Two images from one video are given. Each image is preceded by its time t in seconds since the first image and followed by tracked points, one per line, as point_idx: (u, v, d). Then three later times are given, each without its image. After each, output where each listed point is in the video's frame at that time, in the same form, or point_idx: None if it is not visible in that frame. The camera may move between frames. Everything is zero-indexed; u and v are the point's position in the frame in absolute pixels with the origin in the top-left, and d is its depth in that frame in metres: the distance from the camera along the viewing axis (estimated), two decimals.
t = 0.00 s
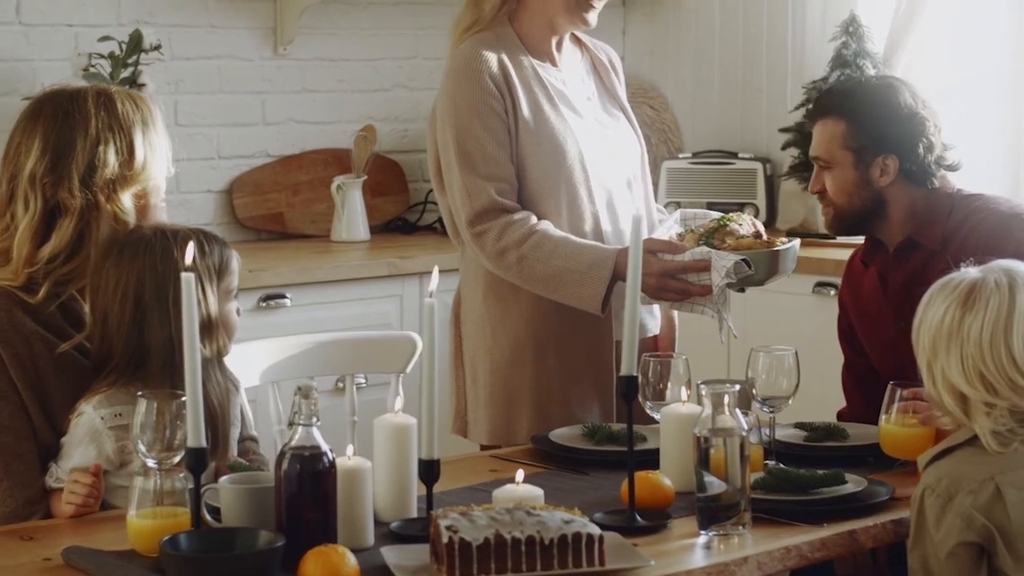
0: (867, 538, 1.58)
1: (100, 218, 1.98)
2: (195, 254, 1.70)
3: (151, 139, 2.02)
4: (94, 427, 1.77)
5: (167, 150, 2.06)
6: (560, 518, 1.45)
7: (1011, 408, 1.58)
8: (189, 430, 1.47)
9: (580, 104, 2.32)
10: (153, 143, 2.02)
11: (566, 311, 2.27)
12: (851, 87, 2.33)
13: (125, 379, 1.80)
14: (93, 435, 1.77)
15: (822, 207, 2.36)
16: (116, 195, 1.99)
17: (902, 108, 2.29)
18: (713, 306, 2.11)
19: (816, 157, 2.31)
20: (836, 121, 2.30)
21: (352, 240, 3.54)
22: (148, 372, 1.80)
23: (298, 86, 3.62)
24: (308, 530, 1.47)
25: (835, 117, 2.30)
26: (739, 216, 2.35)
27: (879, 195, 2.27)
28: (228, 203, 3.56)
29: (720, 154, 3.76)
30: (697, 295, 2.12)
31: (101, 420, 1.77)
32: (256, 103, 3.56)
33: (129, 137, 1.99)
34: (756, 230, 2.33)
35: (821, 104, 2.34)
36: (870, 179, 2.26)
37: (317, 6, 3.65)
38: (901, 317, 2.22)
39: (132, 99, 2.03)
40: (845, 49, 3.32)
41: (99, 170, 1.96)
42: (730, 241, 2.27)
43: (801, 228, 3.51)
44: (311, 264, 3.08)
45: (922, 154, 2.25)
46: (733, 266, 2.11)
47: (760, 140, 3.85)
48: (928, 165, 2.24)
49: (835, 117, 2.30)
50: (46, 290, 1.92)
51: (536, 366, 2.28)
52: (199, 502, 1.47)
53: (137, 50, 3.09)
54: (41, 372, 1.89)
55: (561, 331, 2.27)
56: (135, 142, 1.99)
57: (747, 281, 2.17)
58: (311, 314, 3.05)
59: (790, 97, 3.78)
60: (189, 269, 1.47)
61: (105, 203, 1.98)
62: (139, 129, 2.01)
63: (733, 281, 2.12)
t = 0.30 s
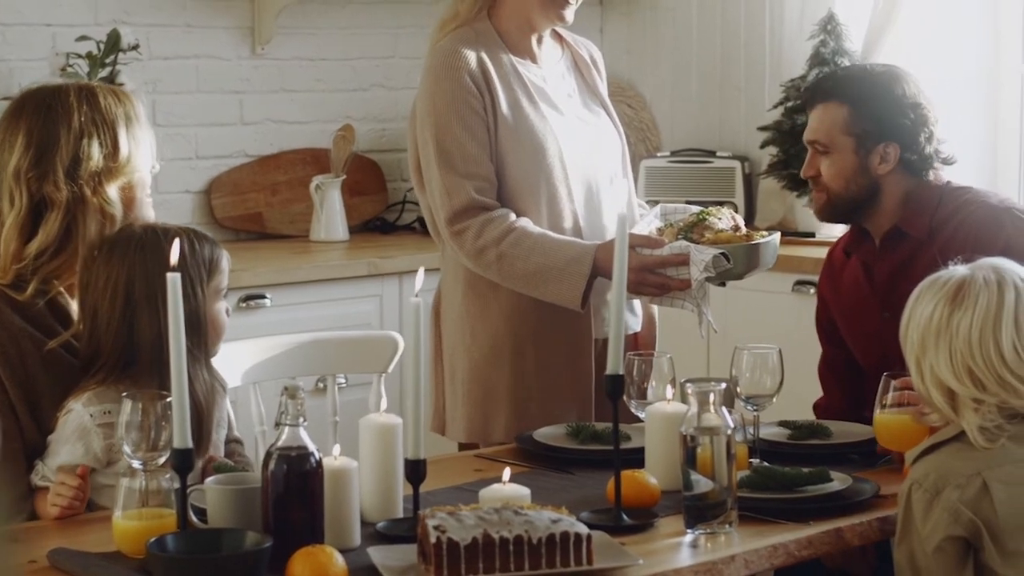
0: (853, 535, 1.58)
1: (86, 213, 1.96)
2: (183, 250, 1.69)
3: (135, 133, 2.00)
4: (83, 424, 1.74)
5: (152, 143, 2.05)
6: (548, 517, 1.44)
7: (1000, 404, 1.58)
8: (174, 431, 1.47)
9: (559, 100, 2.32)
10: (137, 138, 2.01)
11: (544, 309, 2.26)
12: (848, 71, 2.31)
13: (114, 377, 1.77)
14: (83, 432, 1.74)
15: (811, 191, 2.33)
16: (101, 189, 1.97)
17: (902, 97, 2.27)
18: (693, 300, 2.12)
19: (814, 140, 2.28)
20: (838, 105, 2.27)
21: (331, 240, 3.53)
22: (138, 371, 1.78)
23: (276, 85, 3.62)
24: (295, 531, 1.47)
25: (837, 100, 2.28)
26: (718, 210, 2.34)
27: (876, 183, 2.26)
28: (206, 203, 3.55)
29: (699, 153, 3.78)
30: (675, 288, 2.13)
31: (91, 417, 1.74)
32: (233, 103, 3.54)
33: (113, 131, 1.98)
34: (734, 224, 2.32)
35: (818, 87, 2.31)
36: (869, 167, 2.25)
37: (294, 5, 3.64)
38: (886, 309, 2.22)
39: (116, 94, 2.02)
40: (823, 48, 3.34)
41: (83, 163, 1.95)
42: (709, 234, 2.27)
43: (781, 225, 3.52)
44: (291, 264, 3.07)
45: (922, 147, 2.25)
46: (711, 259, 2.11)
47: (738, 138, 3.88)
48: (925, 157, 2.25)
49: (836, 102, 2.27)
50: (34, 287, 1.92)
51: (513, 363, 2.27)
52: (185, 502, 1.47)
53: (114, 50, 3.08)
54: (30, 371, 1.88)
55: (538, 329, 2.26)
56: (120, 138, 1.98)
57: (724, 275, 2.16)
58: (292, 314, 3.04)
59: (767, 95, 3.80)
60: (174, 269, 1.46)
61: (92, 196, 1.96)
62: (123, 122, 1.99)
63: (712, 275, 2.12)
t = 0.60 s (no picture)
0: (825, 549, 1.58)
1: (61, 218, 1.91)
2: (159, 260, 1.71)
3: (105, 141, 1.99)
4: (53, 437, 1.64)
5: (123, 152, 2.03)
6: (520, 532, 1.42)
7: (970, 417, 1.59)
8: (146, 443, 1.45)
9: (526, 108, 2.32)
10: (109, 145, 1.99)
11: (510, 320, 2.25)
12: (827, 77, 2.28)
13: (88, 390, 1.75)
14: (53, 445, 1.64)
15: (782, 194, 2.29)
16: (76, 194, 1.93)
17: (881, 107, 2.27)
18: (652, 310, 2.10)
19: (797, 145, 2.24)
20: (823, 112, 2.24)
21: (296, 253, 3.52)
22: (113, 385, 1.77)
23: (241, 98, 3.61)
24: (267, 546, 1.46)
25: (822, 107, 2.24)
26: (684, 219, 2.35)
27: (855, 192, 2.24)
28: (170, 217, 3.54)
29: (664, 167, 3.82)
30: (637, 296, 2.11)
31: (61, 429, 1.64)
32: (198, 116, 3.53)
33: (86, 139, 1.95)
34: (699, 231, 2.33)
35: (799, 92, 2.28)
36: (853, 177, 2.23)
37: (259, 18, 3.64)
38: (855, 321, 2.22)
39: (89, 103, 2.00)
40: (789, 63, 3.38)
41: (56, 168, 1.90)
42: (671, 241, 2.27)
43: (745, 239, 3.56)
44: (258, 277, 3.07)
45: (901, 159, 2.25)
46: (672, 266, 2.08)
47: (703, 153, 3.93)
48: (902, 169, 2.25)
49: (822, 109, 2.24)
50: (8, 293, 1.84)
51: (479, 373, 2.26)
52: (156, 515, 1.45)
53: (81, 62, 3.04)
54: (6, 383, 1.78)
55: (505, 339, 2.26)
56: (92, 144, 1.96)
57: (688, 282, 2.17)
58: (262, 326, 3.05)
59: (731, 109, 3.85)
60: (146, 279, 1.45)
61: (66, 202, 1.91)
62: (95, 130, 1.98)
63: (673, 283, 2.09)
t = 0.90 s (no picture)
0: (818, 562, 1.58)
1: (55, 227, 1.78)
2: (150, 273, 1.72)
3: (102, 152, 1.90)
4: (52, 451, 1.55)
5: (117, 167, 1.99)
6: (515, 547, 1.41)
7: (961, 429, 1.59)
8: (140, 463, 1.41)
9: (514, 120, 2.31)
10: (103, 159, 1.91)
11: (498, 332, 2.25)
12: (819, 87, 2.27)
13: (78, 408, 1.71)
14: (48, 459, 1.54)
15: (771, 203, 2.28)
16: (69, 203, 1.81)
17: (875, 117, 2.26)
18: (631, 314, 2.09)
19: (790, 155, 2.23)
20: (816, 122, 2.23)
21: (282, 268, 3.52)
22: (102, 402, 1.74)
23: (225, 113, 3.61)
24: (261, 563, 1.46)
25: (815, 116, 2.24)
26: (666, 223, 2.36)
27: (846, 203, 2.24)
28: (155, 232, 3.55)
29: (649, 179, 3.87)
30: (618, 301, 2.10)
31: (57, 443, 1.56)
32: (182, 131, 3.54)
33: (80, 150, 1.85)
34: (681, 236, 2.33)
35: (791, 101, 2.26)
36: (845, 188, 2.23)
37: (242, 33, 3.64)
38: (843, 332, 2.22)
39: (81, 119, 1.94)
40: (772, 74, 3.42)
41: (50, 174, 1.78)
42: (650, 246, 2.28)
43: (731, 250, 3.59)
44: (244, 293, 3.07)
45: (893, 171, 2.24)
46: (649, 269, 2.06)
47: (689, 165, 3.97)
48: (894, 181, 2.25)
49: (817, 119, 2.23)
50: None
51: (466, 386, 2.26)
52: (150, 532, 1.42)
53: (64, 78, 3.08)
54: None
55: (490, 352, 2.25)
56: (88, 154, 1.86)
57: (668, 285, 2.15)
58: (252, 340, 3.05)
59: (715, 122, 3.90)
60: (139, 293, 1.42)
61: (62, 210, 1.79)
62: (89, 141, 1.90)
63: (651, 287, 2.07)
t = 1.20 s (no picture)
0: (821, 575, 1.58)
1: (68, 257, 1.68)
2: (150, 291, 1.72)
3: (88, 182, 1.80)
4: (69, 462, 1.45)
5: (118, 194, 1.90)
6: (519, 564, 1.41)
7: (959, 441, 1.59)
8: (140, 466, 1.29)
9: (509, 136, 2.31)
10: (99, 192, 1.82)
11: (489, 347, 2.25)
12: (818, 96, 2.21)
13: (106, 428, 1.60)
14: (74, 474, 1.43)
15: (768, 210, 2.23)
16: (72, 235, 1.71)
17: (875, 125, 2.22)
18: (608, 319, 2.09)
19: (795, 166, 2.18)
20: (818, 133, 2.18)
21: (276, 288, 3.52)
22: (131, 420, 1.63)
23: (217, 132, 3.65)
24: None
25: (818, 127, 2.19)
26: (652, 228, 2.31)
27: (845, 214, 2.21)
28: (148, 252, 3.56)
29: (641, 196, 3.91)
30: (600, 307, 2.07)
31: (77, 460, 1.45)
32: (174, 151, 3.58)
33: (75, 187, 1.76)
34: (667, 239, 2.29)
35: (792, 109, 2.21)
36: (847, 201, 2.20)
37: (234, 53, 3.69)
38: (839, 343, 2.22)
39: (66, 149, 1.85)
40: (763, 89, 3.46)
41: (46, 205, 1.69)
42: (632, 251, 2.24)
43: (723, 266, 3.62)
44: (239, 314, 3.08)
45: (890, 182, 2.22)
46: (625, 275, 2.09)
47: (680, 182, 4.01)
48: (890, 191, 2.23)
49: (821, 130, 2.19)
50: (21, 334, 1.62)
51: (457, 401, 2.25)
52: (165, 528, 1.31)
53: (56, 98, 3.04)
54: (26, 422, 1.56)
55: (482, 368, 2.25)
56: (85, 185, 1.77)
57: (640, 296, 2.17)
58: (248, 359, 3.06)
59: (707, 136, 3.92)
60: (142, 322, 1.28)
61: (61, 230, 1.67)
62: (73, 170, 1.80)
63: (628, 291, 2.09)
